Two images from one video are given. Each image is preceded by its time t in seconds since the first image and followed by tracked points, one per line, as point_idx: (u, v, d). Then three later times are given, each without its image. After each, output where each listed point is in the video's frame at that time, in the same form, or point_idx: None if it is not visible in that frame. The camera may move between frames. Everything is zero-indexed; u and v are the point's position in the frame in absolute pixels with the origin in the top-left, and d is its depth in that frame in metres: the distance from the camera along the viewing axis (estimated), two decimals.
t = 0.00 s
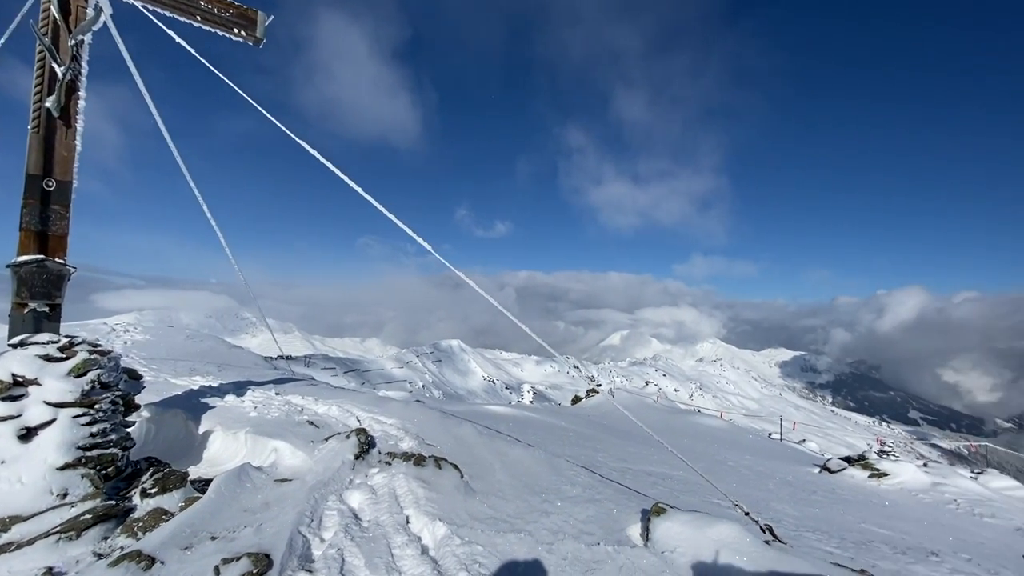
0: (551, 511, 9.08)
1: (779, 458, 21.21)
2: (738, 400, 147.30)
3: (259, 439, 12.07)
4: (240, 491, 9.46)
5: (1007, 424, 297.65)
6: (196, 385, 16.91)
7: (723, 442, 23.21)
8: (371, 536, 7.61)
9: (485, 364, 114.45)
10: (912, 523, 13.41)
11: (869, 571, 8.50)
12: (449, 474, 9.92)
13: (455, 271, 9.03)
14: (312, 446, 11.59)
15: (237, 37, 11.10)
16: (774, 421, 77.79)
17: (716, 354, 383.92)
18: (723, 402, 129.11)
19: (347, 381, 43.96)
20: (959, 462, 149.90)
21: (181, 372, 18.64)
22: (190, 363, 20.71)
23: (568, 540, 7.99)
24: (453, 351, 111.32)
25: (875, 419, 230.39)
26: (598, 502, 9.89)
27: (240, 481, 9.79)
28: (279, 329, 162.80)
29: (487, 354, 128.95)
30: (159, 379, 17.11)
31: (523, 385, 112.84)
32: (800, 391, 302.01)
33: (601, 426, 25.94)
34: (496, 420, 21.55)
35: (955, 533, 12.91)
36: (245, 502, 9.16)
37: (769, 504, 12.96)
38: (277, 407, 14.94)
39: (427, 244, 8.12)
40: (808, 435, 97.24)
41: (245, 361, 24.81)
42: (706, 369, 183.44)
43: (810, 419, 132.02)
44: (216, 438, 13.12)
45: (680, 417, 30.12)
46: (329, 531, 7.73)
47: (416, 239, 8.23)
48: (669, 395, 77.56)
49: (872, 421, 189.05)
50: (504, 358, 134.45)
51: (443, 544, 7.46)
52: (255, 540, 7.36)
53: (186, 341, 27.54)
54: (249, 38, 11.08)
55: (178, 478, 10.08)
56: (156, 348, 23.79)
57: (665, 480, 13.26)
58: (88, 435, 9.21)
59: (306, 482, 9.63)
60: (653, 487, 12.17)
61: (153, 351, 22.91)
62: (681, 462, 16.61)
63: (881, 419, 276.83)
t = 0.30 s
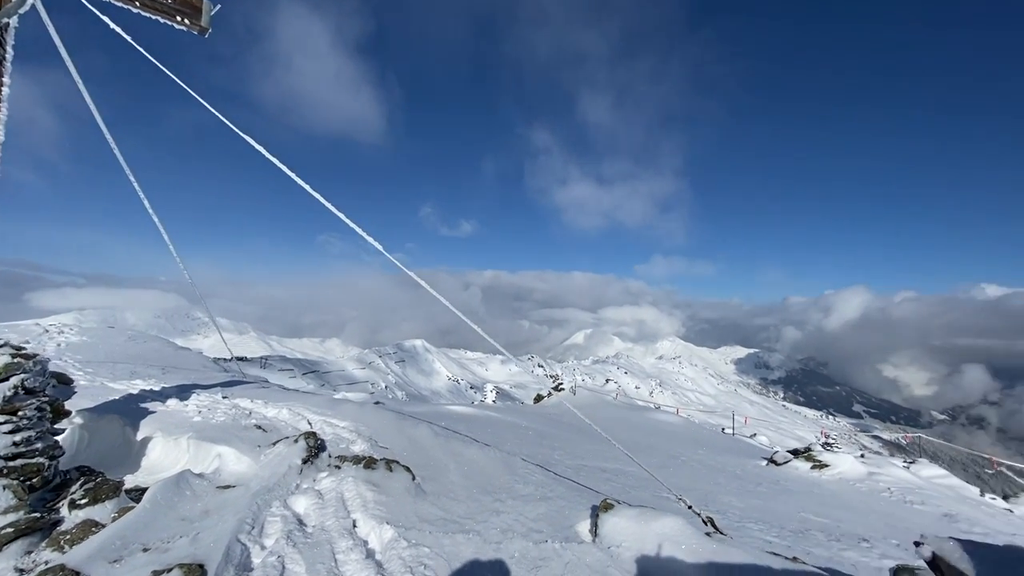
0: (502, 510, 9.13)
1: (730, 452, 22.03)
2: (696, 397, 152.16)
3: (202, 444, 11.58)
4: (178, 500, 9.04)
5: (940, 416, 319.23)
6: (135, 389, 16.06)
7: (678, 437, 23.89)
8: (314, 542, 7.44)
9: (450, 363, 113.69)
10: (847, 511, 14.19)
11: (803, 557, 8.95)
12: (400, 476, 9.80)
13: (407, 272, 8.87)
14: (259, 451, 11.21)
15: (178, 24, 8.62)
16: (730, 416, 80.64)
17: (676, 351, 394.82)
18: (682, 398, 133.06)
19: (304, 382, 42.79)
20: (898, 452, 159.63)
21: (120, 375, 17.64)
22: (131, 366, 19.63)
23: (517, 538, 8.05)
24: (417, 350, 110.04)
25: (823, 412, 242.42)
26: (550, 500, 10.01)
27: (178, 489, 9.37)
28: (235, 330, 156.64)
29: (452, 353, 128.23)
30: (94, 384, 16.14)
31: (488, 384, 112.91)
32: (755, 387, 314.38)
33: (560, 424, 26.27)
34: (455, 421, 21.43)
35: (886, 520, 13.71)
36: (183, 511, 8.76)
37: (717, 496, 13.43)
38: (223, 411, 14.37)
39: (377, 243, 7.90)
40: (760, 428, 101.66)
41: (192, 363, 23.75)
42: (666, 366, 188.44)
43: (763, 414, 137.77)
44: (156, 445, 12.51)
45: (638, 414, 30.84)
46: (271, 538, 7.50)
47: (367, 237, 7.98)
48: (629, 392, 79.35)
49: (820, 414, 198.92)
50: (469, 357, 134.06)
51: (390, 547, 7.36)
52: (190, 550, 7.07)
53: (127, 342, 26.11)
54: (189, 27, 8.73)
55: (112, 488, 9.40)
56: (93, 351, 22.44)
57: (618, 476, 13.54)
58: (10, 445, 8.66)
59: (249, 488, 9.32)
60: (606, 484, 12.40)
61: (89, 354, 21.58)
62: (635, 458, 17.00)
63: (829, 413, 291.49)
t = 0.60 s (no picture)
0: (452, 511, 9.13)
1: (684, 446, 22.71)
2: (657, 393, 155.96)
3: (140, 451, 11.01)
4: (110, 510, 8.57)
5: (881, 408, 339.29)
6: (68, 393, 15.09)
7: (635, 433, 24.42)
8: (254, 550, 7.20)
9: (414, 363, 112.28)
10: (790, 501, 14.86)
11: (744, 547, 9.32)
12: (349, 480, 9.61)
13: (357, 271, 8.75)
14: (201, 457, 10.75)
15: (112, 10, 7.79)
16: (688, 412, 82.99)
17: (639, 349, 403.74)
18: (643, 395, 136.25)
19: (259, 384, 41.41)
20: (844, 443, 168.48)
21: (51, 379, 16.52)
22: (65, 370, 18.42)
23: (466, 539, 8.06)
24: (380, 350, 108.18)
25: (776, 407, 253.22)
26: (503, 499, 10.06)
27: (110, 499, 8.87)
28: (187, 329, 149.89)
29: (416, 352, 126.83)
30: (21, 389, 15.05)
31: (453, 383, 112.33)
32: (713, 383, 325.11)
33: (521, 422, 26.40)
34: (414, 421, 21.18)
35: (825, 508, 14.45)
36: (115, 521, 8.31)
37: (668, 490, 13.81)
38: (164, 416, 13.70)
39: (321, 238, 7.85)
40: (716, 423, 105.38)
41: (134, 366, 22.51)
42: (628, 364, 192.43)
43: (720, 409, 142.84)
44: (89, 452, 11.80)
45: (597, 411, 31.36)
46: (207, 547, 7.20)
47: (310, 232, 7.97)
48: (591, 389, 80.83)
49: (773, 409, 207.72)
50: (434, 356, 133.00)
51: (334, 552, 7.20)
52: (118, 563, 6.71)
53: (62, 344, 24.48)
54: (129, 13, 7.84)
55: (38, 499, 8.87)
56: (23, 353, 20.92)
57: (573, 473, 13.72)
58: None
59: (188, 496, 8.93)
60: (560, 481, 12.55)
61: (17, 356, 20.11)
62: (592, 455, 17.27)
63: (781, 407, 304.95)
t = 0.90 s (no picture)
0: (408, 512, 9.07)
1: (643, 440, 23.27)
2: (621, 389, 159.20)
3: (74, 459, 10.35)
4: (38, 522, 8.01)
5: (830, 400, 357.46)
6: None
7: (597, 428, 24.84)
8: (196, 559, 6.90)
9: (378, 361, 110.39)
10: (741, 491, 15.47)
11: (695, 537, 9.63)
12: (301, 482, 9.34)
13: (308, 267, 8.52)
14: (143, 463, 10.21)
15: None
16: (650, 406, 85.13)
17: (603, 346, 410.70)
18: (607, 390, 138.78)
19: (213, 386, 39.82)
20: (796, 434, 176.62)
21: None
22: None
23: (421, 539, 8.00)
24: (343, 349, 105.90)
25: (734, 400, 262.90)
26: (461, 498, 10.05)
27: (39, 509, 8.31)
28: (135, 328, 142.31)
29: (380, 351, 124.84)
30: None
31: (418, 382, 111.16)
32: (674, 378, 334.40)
33: (485, 419, 26.41)
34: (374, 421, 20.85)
35: (773, 497, 15.12)
36: (43, 533, 7.78)
37: (626, 483, 14.14)
38: (103, 420, 12.94)
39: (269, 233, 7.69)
40: (676, 416, 108.62)
41: (73, 368, 21.20)
42: (593, 360, 195.51)
43: (680, 404, 147.09)
44: (18, 460, 11.00)
45: (561, 407, 31.72)
46: (145, 558, 6.84)
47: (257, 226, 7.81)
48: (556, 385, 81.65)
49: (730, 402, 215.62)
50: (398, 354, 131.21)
51: (283, 558, 6.98)
52: None
53: None
54: None
55: None
56: None
57: (533, 469, 13.84)
58: None
59: (126, 505, 8.46)
60: (520, 478, 12.63)
61: None
62: (553, 451, 17.46)
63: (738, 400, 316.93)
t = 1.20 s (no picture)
0: (366, 513, 8.96)
1: (605, 433, 23.69)
2: (585, 384, 161.54)
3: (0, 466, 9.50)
4: None
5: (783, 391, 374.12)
6: None
7: (560, 423, 25.11)
8: (137, 569, 6.56)
9: (340, 360, 107.84)
10: (697, 480, 15.98)
11: (652, 526, 9.86)
12: (253, 485, 9.02)
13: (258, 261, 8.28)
14: (79, 470, 9.60)
15: None
16: (613, 400, 86.61)
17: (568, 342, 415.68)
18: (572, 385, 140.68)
19: (163, 387, 37.95)
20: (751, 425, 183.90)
21: None
22: None
23: (378, 539, 7.90)
24: (303, 347, 103.04)
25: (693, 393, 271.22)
26: (421, 496, 9.96)
27: None
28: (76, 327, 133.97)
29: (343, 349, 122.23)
30: None
31: (382, 380, 109.46)
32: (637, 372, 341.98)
33: (449, 416, 26.26)
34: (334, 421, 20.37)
35: (727, 485, 15.70)
36: None
37: (587, 476, 14.35)
38: (35, 425, 12.08)
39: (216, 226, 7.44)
40: (639, 409, 111.20)
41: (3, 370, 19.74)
42: (558, 356, 197.69)
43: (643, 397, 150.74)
44: None
45: (525, 402, 31.90)
46: (79, 569, 6.45)
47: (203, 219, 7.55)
48: (522, 381, 82.18)
49: (690, 395, 222.46)
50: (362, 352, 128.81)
51: (231, 564, 6.72)
52: None
53: None
54: None
55: None
56: None
57: (496, 465, 13.84)
58: None
59: (59, 515, 7.94)
60: (482, 474, 12.62)
61: None
62: (516, 447, 17.54)
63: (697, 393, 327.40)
